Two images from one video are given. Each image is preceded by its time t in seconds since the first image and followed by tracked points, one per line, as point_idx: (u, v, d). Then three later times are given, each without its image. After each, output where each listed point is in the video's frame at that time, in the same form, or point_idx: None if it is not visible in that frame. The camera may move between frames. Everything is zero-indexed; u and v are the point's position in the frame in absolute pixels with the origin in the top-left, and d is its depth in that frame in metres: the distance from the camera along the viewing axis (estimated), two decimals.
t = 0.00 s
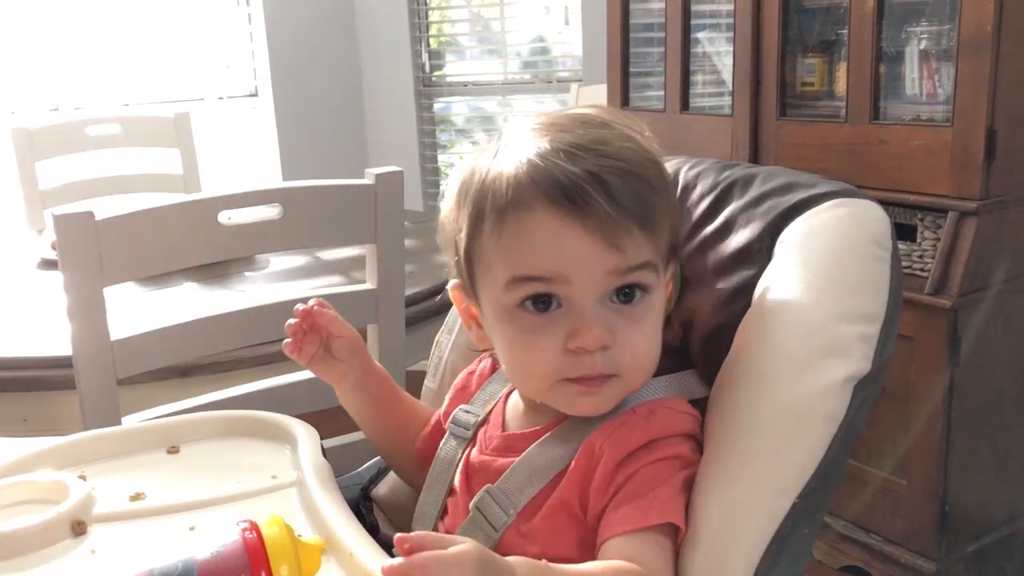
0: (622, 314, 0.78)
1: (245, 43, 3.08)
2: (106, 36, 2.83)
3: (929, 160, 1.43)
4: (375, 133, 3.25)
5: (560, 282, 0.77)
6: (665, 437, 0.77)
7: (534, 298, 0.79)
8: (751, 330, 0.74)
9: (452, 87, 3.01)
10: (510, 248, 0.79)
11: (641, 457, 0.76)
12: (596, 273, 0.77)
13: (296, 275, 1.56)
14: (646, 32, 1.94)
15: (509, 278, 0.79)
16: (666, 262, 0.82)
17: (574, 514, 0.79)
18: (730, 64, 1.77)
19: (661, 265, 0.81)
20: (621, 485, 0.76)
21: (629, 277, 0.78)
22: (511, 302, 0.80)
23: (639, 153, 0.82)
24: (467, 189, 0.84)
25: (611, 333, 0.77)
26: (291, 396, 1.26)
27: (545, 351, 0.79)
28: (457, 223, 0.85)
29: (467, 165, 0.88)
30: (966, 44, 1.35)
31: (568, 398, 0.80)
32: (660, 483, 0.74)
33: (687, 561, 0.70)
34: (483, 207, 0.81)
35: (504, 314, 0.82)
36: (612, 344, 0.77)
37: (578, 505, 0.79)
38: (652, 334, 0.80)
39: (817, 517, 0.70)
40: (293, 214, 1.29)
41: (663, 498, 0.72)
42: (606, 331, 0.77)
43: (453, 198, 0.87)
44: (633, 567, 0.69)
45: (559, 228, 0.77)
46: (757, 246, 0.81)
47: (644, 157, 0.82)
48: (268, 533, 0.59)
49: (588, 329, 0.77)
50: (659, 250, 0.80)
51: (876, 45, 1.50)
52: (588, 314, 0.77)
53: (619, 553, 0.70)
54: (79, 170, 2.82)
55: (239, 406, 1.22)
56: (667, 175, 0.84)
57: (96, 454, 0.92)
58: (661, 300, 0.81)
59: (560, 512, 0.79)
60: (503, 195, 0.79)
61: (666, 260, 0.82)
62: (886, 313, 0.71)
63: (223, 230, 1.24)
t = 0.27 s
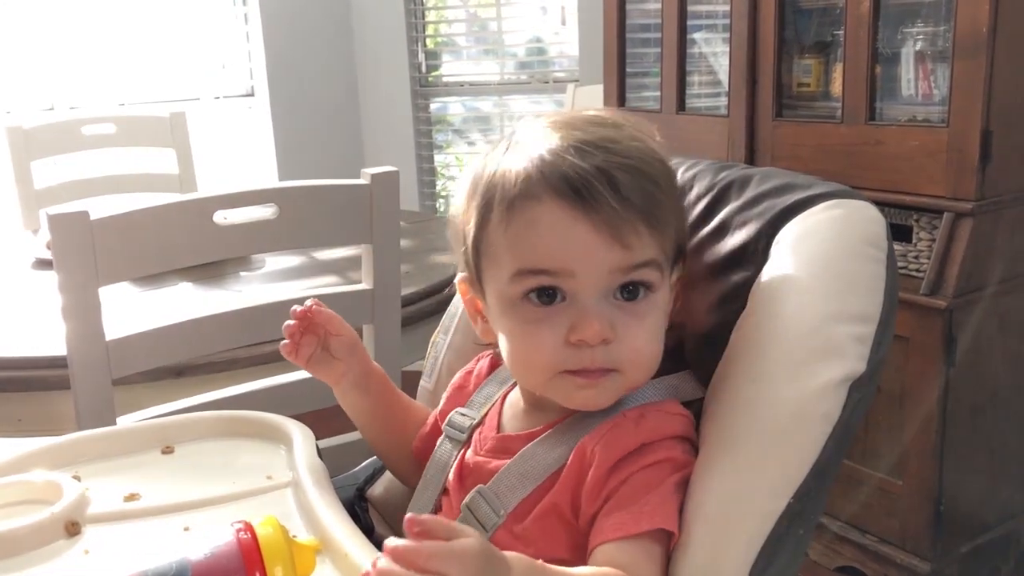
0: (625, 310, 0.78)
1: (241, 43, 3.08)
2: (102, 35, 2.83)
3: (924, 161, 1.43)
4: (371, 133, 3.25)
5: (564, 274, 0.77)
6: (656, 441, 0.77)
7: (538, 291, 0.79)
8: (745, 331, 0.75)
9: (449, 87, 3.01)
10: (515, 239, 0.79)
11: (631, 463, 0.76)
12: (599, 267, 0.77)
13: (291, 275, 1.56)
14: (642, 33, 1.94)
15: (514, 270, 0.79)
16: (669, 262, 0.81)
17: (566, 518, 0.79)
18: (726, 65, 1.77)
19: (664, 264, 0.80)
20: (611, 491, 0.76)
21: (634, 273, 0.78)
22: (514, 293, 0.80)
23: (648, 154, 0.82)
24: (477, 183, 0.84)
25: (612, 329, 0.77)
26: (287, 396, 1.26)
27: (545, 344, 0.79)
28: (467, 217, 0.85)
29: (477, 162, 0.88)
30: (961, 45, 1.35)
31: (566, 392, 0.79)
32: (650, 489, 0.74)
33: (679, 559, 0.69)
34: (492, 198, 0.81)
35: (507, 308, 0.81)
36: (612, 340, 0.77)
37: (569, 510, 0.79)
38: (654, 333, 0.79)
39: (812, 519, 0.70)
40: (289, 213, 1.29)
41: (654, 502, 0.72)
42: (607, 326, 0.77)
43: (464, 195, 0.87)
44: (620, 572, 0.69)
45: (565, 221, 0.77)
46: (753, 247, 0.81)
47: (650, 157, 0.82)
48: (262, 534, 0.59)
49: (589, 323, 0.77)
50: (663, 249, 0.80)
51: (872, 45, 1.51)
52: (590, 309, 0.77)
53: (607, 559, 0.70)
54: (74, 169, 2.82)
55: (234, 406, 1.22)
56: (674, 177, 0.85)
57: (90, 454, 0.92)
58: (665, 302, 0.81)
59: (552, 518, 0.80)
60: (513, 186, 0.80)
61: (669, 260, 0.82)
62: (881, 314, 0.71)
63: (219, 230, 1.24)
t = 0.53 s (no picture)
0: (656, 319, 0.78)
1: (238, 42, 3.07)
2: (99, 34, 2.82)
3: (921, 162, 1.43)
4: (368, 133, 3.24)
5: (601, 275, 0.77)
6: (664, 445, 0.77)
7: (572, 288, 0.79)
8: (743, 333, 0.75)
9: (445, 87, 3.00)
10: (556, 234, 0.78)
11: (639, 466, 0.76)
12: (637, 273, 0.77)
13: (288, 274, 1.55)
14: (639, 33, 1.94)
15: (551, 263, 0.79)
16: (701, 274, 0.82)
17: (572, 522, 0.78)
18: (723, 65, 1.77)
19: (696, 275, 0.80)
20: (620, 495, 0.75)
21: (668, 283, 0.78)
22: (547, 288, 0.80)
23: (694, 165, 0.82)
24: (517, 173, 0.84)
25: (642, 336, 0.77)
26: (283, 395, 1.26)
27: (573, 342, 0.78)
28: (503, 204, 0.84)
29: (517, 152, 0.87)
30: (958, 46, 1.35)
31: (584, 393, 0.79)
32: (657, 492, 0.73)
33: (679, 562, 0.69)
34: (538, 187, 0.80)
35: (535, 302, 0.81)
36: (640, 348, 0.77)
37: (574, 515, 0.78)
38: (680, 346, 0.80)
39: (810, 520, 0.70)
40: (285, 213, 1.28)
41: (660, 503, 0.72)
42: (638, 332, 0.77)
43: (498, 183, 0.87)
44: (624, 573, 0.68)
45: (611, 221, 0.76)
46: (752, 249, 0.81)
47: (697, 167, 0.82)
48: (257, 534, 0.58)
49: (620, 327, 0.77)
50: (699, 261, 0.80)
51: (868, 46, 1.51)
52: (622, 313, 0.77)
53: (617, 562, 0.70)
54: (70, 168, 2.81)
55: (230, 405, 1.21)
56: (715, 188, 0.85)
57: (84, 454, 0.92)
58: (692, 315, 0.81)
59: (557, 522, 0.79)
60: (563, 179, 0.79)
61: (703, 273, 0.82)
62: (879, 315, 0.71)
63: (214, 229, 1.23)
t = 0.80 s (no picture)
0: (612, 302, 0.78)
1: (236, 40, 3.07)
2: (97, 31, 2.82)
3: (918, 163, 1.43)
4: (366, 131, 3.24)
5: (551, 261, 0.77)
6: (660, 442, 0.77)
7: (527, 275, 0.79)
8: (741, 331, 0.75)
9: (444, 86, 3.00)
10: (509, 221, 0.79)
11: (637, 461, 0.76)
12: (585, 256, 0.77)
13: (286, 272, 1.55)
14: (638, 33, 1.94)
15: (506, 251, 0.80)
16: (668, 257, 0.81)
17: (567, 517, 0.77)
18: (722, 66, 1.77)
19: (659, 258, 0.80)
20: (615, 489, 0.75)
21: (622, 267, 0.78)
22: (506, 274, 0.81)
23: (657, 149, 0.82)
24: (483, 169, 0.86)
25: (596, 319, 0.77)
26: (280, 392, 1.26)
27: (531, 327, 0.79)
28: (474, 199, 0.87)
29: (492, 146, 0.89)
30: (956, 47, 1.35)
31: (546, 378, 0.80)
32: (654, 488, 0.73)
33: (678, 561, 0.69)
34: (497, 178, 0.82)
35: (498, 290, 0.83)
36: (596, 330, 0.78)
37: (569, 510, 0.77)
38: (642, 328, 0.79)
39: (806, 519, 0.70)
40: (282, 210, 1.28)
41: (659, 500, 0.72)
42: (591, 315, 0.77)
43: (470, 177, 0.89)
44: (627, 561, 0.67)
45: (556, 208, 0.77)
46: (748, 246, 0.81)
47: (657, 149, 0.82)
48: (254, 531, 0.58)
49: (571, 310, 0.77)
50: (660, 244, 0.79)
51: (867, 47, 1.51)
52: (574, 297, 0.77)
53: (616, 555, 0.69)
54: (68, 165, 2.81)
55: (226, 402, 1.21)
56: (683, 172, 0.84)
57: (81, 450, 0.92)
58: (660, 298, 0.81)
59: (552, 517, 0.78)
60: (519, 169, 0.80)
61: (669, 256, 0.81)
62: (876, 315, 0.71)
63: (212, 226, 1.23)
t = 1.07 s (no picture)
0: (569, 281, 0.78)
1: (236, 35, 3.06)
2: (96, 25, 2.81)
3: (918, 162, 1.43)
4: (366, 127, 3.24)
5: (504, 244, 0.78)
6: (652, 428, 0.77)
7: (485, 260, 0.80)
8: (739, 323, 0.75)
9: (444, 82, 2.99)
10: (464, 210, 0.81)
11: (629, 447, 0.76)
12: (535, 236, 0.77)
13: (284, 267, 1.55)
14: (639, 31, 1.94)
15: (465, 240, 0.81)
16: (631, 236, 0.81)
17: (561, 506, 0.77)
18: (722, 63, 1.77)
19: (618, 236, 0.79)
20: (607, 476, 0.75)
21: (575, 246, 0.77)
22: (468, 262, 0.81)
23: (611, 131, 0.82)
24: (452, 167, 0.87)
25: (552, 298, 0.77)
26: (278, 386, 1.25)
27: (491, 313, 0.80)
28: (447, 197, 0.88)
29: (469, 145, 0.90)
30: (956, 46, 1.35)
31: (513, 363, 0.81)
32: (647, 476, 0.73)
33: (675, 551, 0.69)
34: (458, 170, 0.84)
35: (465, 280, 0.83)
36: (553, 309, 0.78)
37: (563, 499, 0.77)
38: (605, 306, 0.79)
39: (804, 513, 0.70)
40: (282, 204, 1.28)
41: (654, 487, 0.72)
42: (545, 295, 0.77)
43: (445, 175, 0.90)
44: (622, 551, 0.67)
45: (504, 193, 0.78)
46: (746, 240, 0.81)
47: (610, 131, 0.82)
48: (252, 522, 0.58)
49: (525, 290, 0.77)
50: (617, 221, 0.79)
51: (867, 46, 1.51)
52: (528, 277, 0.78)
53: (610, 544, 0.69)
54: (66, 159, 2.80)
55: (224, 396, 1.21)
56: (646, 155, 0.84)
57: (78, 443, 0.91)
58: (625, 275, 0.80)
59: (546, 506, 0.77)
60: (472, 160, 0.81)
61: (631, 234, 0.81)
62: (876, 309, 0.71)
63: (211, 220, 1.23)
